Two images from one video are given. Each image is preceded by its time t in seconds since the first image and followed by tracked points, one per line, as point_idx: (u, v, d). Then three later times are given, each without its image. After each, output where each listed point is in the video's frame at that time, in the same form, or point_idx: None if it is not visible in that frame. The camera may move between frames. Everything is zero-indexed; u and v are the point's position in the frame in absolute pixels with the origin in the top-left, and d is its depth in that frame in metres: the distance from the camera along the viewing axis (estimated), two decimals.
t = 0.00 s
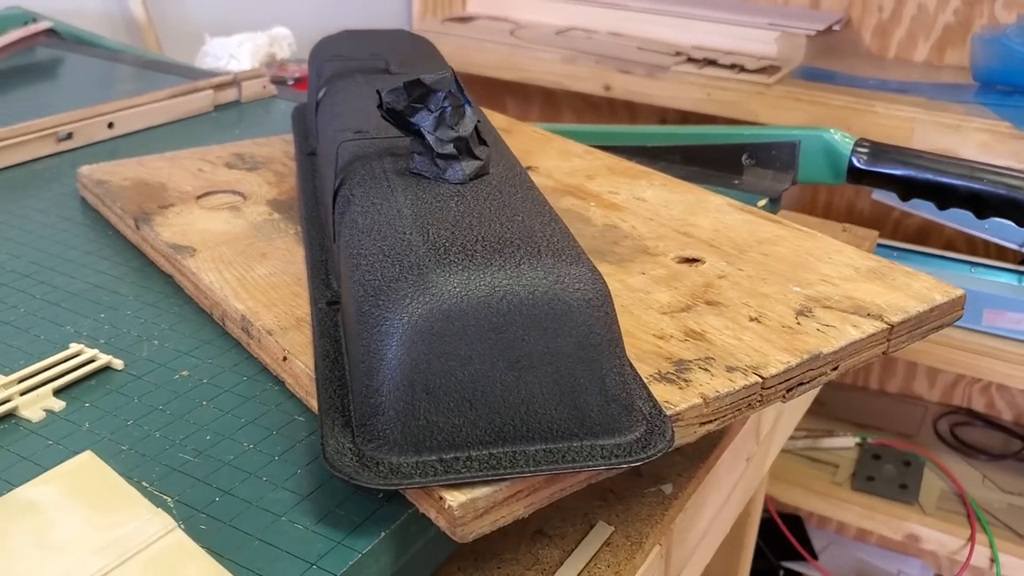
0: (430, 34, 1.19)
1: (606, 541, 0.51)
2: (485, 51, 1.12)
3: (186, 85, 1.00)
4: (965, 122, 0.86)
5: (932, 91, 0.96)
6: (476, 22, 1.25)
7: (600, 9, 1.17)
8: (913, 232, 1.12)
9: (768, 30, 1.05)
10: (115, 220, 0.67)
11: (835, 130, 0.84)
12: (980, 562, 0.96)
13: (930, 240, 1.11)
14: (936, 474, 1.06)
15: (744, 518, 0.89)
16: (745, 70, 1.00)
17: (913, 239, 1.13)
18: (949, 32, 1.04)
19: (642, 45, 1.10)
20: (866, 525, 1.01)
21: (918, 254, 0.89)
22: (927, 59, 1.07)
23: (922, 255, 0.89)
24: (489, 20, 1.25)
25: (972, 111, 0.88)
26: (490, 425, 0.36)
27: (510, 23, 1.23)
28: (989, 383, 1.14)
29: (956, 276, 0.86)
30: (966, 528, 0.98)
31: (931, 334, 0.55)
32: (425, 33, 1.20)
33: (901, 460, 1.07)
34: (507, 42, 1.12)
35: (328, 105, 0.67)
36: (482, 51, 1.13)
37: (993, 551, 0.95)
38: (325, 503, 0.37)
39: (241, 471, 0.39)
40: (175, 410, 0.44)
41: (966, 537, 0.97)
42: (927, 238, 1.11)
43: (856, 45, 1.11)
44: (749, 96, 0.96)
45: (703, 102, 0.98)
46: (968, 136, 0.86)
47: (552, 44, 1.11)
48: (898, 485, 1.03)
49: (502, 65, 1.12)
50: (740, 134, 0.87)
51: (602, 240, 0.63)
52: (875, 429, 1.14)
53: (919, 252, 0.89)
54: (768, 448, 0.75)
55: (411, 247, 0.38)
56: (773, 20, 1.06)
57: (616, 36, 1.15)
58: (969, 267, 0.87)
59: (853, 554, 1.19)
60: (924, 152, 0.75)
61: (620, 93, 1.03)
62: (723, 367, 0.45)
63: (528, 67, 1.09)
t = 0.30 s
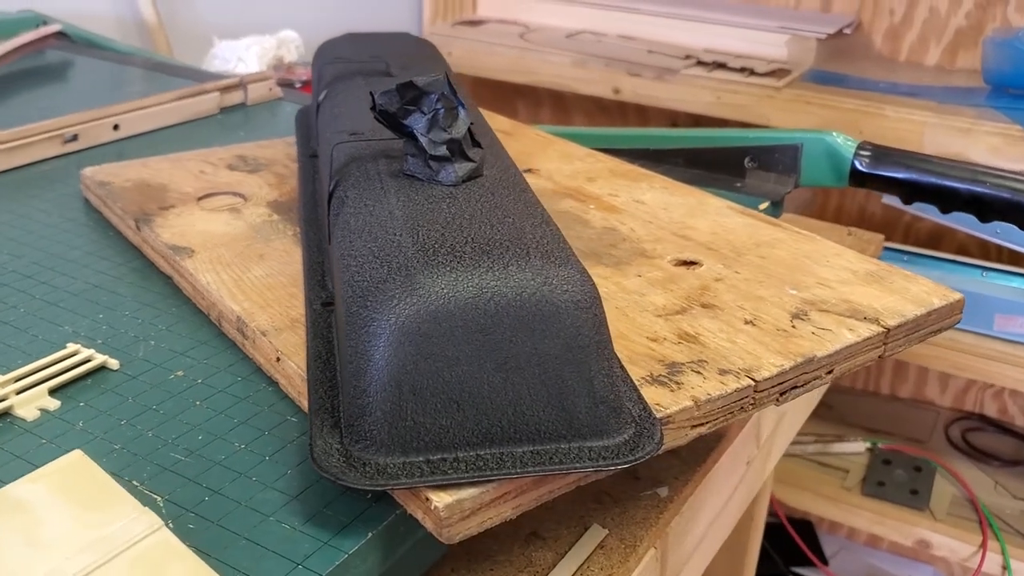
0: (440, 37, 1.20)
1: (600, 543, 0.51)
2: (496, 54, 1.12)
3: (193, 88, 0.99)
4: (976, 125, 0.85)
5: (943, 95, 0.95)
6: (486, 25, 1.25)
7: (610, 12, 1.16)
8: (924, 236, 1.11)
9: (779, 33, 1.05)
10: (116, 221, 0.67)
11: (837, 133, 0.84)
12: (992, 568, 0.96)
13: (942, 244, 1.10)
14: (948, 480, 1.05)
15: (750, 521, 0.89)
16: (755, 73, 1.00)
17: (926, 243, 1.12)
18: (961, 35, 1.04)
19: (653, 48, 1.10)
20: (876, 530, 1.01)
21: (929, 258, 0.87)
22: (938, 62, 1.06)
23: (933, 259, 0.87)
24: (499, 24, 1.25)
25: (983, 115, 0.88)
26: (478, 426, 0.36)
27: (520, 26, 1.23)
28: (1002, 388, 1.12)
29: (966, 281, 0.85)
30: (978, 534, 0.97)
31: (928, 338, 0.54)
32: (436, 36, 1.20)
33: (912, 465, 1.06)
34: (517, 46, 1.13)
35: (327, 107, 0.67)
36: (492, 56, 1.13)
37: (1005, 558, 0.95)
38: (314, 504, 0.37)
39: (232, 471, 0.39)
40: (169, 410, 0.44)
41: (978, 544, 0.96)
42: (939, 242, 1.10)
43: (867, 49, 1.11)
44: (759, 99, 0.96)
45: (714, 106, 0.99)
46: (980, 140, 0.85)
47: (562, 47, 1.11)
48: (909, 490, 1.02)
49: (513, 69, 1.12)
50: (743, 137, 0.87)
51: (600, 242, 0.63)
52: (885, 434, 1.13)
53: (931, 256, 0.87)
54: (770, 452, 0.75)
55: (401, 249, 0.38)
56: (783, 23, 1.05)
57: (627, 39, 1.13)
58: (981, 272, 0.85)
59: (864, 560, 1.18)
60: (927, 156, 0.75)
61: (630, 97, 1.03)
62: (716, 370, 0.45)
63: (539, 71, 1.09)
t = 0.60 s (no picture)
0: (459, 38, 1.19)
1: (604, 546, 0.51)
2: (515, 56, 1.12)
3: (207, 88, 1.00)
4: (998, 129, 0.83)
5: (965, 98, 0.94)
6: (505, 27, 1.24)
7: (629, 15, 1.16)
8: (945, 242, 1.10)
9: (798, 36, 1.04)
10: (128, 219, 0.68)
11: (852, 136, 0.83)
12: None
13: (963, 250, 1.09)
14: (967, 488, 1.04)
15: (762, 527, 0.89)
16: (774, 76, 0.99)
17: (946, 249, 1.11)
18: (984, 39, 1.02)
19: (671, 50, 1.09)
20: (893, 538, 1.00)
21: (950, 263, 0.86)
22: (961, 66, 1.05)
23: (955, 263, 0.86)
24: (519, 26, 1.24)
25: (1005, 119, 0.86)
26: (478, 427, 0.36)
27: (539, 28, 1.23)
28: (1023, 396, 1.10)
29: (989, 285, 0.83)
30: (997, 544, 0.96)
31: (939, 344, 0.54)
32: (454, 38, 1.20)
33: (930, 473, 1.05)
34: (536, 48, 1.12)
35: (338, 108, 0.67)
36: (511, 58, 1.13)
37: None
38: (314, 502, 0.37)
39: (233, 468, 0.40)
40: (173, 407, 0.44)
41: (997, 553, 0.96)
42: (960, 248, 1.09)
43: (889, 52, 1.10)
44: (778, 103, 0.96)
45: (733, 109, 0.98)
46: (1001, 145, 0.83)
47: (581, 50, 1.11)
48: (927, 498, 1.01)
49: (531, 71, 1.12)
50: (757, 140, 0.86)
51: (608, 244, 0.63)
52: (904, 441, 1.12)
53: (952, 261, 0.87)
54: (781, 456, 0.74)
55: (403, 248, 0.38)
56: (803, 26, 1.05)
57: (646, 40, 1.14)
58: (1001, 277, 0.84)
59: (880, 567, 1.17)
60: (943, 160, 0.74)
61: (648, 99, 1.03)
62: (721, 374, 0.45)
63: (557, 73, 1.09)
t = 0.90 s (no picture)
0: (475, 40, 1.19)
1: (603, 550, 0.51)
2: (531, 58, 1.12)
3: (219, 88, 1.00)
4: (1017, 134, 0.82)
5: (984, 102, 0.92)
6: (522, 28, 1.23)
7: (649, 17, 1.16)
8: (963, 248, 1.08)
9: (816, 39, 1.03)
10: (135, 217, 0.68)
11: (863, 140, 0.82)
12: None
13: (982, 256, 1.07)
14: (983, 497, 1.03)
15: (771, 533, 0.88)
16: (790, 80, 0.99)
17: (965, 255, 1.09)
18: (1005, 43, 1.01)
19: (688, 53, 1.09)
20: (907, 545, 0.98)
21: (966, 269, 0.84)
22: (981, 71, 1.04)
23: (971, 269, 0.84)
24: (536, 27, 1.24)
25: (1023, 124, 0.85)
26: (472, 428, 0.35)
27: (556, 30, 1.22)
28: None
29: (1005, 292, 0.82)
30: (1013, 553, 0.95)
31: (946, 351, 0.53)
32: (471, 39, 1.20)
33: (945, 481, 1.03)
34: (552, 49, 1.12)
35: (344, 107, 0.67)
36: (527, 60, 1.13)
37: None
38: (308, 502, 0.37)
39: (229, 467, 0.39)
40: (172, 405, 0.44)
41: (1013, 563, 0.94)
42: (978, 254, 1.07)
43: (908, 56, 1.08)
44: (795, 106, 0.95)
45: (748, 112, 0.97)
46: (1019, 150, 0.82)
47: (597, 51, 1.10)
48: (942, 506, 1.00)
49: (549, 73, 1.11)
50: (767, 143, 0.85)
51: (613, 246, 0.63)
52: (919, 448, 1.12)
53: (967, 267, 0.84)
54: (788, 462, 0.73)
55: (400, 248, 0.38)
56: (821, 29, 1.04)
57: (662, 43, 1.14)
58: (1018, 284, 0.83)
59: None
60: (954, 165, 0.73)
61: (664, 102, 1.02)
62: (722, 378, 0.45)
63: (574, 75, 1.09)
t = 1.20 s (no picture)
0: (492, 41, 1.19)
1: (604, 552, 0.51)
2: (547, 59, 1.12)
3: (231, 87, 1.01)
4: None
5: (1007, 107, 0.91)
6: (539, 30, 1.23)
7: (664, 20, 1.15)
8: (982, 253, 1.07)
9: (834, 42, 1.03)
10: (144, 215, 0.69)
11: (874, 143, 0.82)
12: None
13: (1000, 262, 1.06)
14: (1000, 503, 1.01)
15: (781, 538, 0.88)
16: (808, 82, 0.98)
17: (983, 261, 1.07)
18: None
19: (704, 55, 1.08)
20: (923, 553, 0.98)
21: (983, 275, 0.83)
22: (1001, 74, 1.03)
23: (988, 275, 0.83)
24: (552, 28, 1.23)
25: None
26: (469, 427, 0.35)
27: (572, 32, 1.22)
28: None
29: None
30: None
31: (953, 355, 0.52)
32: (487, 41, 1.19)
33: (961, 488, 1.02)
34: (567, 50, 1.12)
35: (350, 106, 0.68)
36: (542, 61, 1.13)
37: None
38: (305, 500, 0.37)
39: (228, 463, 0.40)
40: (174, 401, 0.45)
41: None
42: (997, 260, 1.06)
43: (927, 60, 1.08)
44: (812, 110, 0.94)
45: (764, 115, 0.97)
46: None
47: (613, 53, 1.10)
48: (958, 514, 0.99)
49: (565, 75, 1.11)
50: (775, 144, 0.84)
51: (619, 247, 0.62)
52: (936, 455, 1.10)
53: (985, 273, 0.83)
54: (796, 466, 0.73)
55: (398, 247, 0.38)
56: (839, 32, 1.03)
57: (679, 46, 1.13)
58: None
59: None
60: (966, 168, 0.73)
61: (680, 104, 1.02)
62: (723, 380, 0.44)
63: (590, 77, 1.09)
